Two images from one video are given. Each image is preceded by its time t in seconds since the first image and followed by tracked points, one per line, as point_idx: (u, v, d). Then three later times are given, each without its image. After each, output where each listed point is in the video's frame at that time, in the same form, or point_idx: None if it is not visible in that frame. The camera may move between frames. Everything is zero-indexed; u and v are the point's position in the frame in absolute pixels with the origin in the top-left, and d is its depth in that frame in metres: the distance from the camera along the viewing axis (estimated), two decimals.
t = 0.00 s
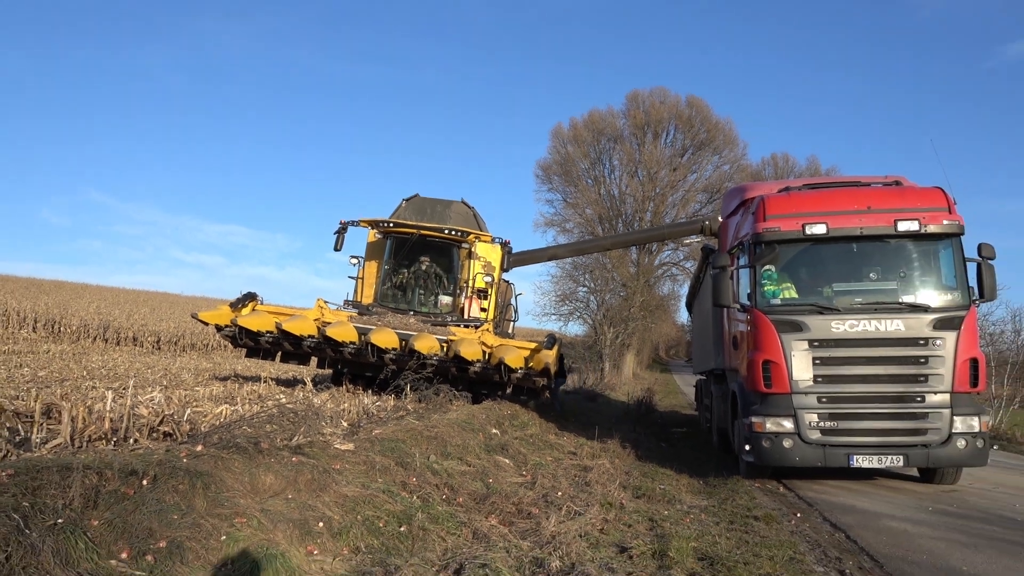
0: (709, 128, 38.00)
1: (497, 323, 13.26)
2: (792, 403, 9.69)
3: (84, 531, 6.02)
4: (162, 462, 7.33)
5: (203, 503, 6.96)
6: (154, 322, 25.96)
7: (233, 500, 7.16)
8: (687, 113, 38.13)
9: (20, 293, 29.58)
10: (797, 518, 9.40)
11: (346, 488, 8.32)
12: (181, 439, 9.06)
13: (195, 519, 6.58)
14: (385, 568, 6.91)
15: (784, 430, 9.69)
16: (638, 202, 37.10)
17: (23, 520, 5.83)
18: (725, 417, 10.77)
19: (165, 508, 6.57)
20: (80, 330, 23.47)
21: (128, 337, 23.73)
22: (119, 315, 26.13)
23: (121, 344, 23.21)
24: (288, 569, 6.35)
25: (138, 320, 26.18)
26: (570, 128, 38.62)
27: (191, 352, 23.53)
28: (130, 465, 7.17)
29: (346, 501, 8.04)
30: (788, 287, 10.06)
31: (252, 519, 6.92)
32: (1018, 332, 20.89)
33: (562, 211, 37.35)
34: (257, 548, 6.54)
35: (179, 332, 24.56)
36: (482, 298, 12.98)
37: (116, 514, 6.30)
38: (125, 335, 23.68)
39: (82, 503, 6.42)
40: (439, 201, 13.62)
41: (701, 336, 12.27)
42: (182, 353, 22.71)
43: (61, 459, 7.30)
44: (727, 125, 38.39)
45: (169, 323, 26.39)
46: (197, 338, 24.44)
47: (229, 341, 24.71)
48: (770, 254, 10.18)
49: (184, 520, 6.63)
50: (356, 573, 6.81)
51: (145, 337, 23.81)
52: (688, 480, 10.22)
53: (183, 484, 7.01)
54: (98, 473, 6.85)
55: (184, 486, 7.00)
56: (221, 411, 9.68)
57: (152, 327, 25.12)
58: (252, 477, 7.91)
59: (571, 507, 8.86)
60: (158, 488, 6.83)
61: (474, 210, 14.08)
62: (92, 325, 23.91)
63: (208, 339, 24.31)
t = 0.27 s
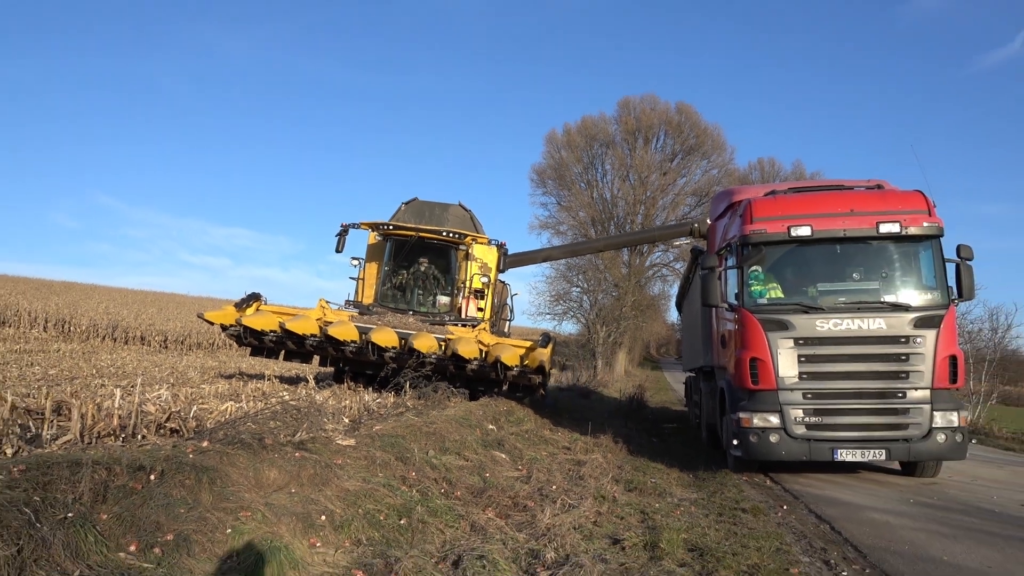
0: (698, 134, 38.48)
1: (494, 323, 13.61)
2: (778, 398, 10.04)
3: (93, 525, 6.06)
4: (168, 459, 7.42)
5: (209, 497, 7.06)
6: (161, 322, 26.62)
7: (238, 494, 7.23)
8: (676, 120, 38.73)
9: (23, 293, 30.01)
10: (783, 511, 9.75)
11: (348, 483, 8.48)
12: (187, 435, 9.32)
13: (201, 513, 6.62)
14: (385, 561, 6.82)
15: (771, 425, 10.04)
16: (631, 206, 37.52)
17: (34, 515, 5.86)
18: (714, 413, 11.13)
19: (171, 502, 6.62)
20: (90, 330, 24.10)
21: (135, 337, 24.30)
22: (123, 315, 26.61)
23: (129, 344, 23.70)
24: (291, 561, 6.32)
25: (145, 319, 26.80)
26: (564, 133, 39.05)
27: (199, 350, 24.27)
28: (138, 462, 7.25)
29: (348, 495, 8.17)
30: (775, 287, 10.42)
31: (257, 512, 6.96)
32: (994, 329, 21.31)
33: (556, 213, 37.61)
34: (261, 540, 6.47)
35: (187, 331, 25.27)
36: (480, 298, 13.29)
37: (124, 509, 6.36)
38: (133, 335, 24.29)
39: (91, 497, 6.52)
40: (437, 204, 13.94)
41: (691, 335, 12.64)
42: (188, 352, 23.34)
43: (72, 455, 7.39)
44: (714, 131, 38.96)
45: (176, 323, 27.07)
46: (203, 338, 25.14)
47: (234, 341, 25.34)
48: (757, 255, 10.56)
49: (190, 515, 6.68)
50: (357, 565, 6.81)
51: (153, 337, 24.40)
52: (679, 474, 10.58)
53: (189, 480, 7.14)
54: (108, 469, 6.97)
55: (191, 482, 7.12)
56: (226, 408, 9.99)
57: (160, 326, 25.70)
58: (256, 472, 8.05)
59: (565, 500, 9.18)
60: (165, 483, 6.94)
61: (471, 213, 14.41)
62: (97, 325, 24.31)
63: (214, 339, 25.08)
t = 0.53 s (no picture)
0: (689, 139, 38.78)
1: (492, 322, 13.95)
2: (768, 394, 10.35)
3: (104, 517, 5.71)
4: (178, 454, 7.04)
5: (217, 492, 6.66)
6: (169, 321, 26.98)
7: (245, 488, 6.86)
8: (669, 125, 38.90)
9: (30, 293, 30.45)
10: (773, 503, 10.07)
11: (351, 477, 8.31)
12: (195, 431, 9.55)
13: (209, 505, 6.30)
14: (386, 553, 6.75)
15: (760, 420, 10.35)
16: (625, 208, 37.94)
17: (47, 507, 5.49)
18: (706, 408, 11.47)
19: (181, 496, 6.25)
20: (100, 328, 24.48)
21: (144, 335, 24.65)
22: (129, 314, 27.01)
23: (137, 343, 24.09)
24: (297, 552, 6.07)
25: (156, 318, 27.21)
26: (559, 138, 39.39)
27: (205, 348, 24.64)
28: (148, 454, 6.88)
29: (352, 489, 7.99)
30: (764, 286, 10.76)
31: (263, 505, 6.67)
32: (976, 328, 21.44)
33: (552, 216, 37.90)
34: (268, 532, 6.21)
35: (195, 330, 25.65)
36: (478, 298, 13.62)
37: (134, 501, 6.01)
38: (142, 333, 24.66)
39: (102, 491, 6.08)
40: (437, 206, 14.26)
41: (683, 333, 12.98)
42: (194, 350, 23.70)
43: (80, 450, 6.94)
44: (705, 137, 39.29)
45: (184, 321, 27.46)
46: (210, 337, 25.54)
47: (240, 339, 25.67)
48: (746, 256, 10.92)
49: (199, 508, 6.33)
50: (360, 557, 6.64)
51: (161, 334, 24.77)
52: (671, 468, 10.92)
53: (198, 474, 6.70)
54: (117, 463, 6.48)
55: (199, 476, 6.68)
56: (233, 405, 10.30)
57: (168, 325, 26.03)
58: (261, 467, 7.76)
59: (562, 493, 9.49)
60: (174, 478, 6.53)
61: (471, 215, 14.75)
62: (103, 325, 24.70)
63: (221, 337, 25.51)
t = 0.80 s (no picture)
0: (686, 141, 38.93)
1: (492, 323, 14.07)
2: (766, 393, 10.46)
3: (109, 518, 5.76)
4: (182, 454, 7.13)
5: (221, 492, 6.73)
6: (172, 323, 27.11)
7: (248, 488, 6.94)
8: (666, 127, 39.15)
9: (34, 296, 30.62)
10: (771, 500, 10.17)
11: (353, 476, 8.41)
12: (199, 431, 9.66)
13: (213, 505, 6.38)
14: (388, 552, 6.84)
15: (758, 419, 10.44)
16: (623, 209, 38.30)
17: (52, 508, 5.54)
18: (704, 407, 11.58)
19: (185, 497, 6.32)
20: (104, 331, 24.58)
21: (148, 336, 24.78)
22: (133, 316, 27.15)
23: (141, 344, 24.23)
24: (300, 552, 6.11)
25: (158, 320, 27.33)
26: (558, 139, 39.50)
27: (208, 350, 24.76)
28: (152, 455, 6.96)
29: (354, 488, 8.09)
30: (761, 286, 10.88)
31: (267, 506, 6.75)
32: (971, 325, 21.67)
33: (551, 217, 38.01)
34: (271, 531, 6.28)
35: (198, 332, 25.76)
36: (478, 298, 13.75)
37: (138, 502, 6.08)
38: (146, 334, 24.78)
39: (107, 492, 6.14)
40: (437, 208, 14.38)
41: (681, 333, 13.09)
42: (198, 351, 23.83)
43: (87, 450, 7.05)
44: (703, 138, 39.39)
45: (187, 323, 27.58)
46: (213, 338, 25.67)
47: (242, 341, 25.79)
48: (744, 256, 11.04)
49: (203, 508, 6.41)
50: (364, 556, 6.71)
51: (164, 336, 24.90)
52: (670, 466, 11.03)
53: (201, 475, 6.76)
54: (122, 464, 6.56)
55: (203, 477, 6.74)
56: (236, 406, 10.40)
57: (172, 327, 26.16)
58: (266, 467, 7.84)
59: (562, 493, 9.58)
60: (178, 478, 6.60)
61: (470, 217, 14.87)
62: (107, 328, 24.84)
63: (224, 339, 25.65)
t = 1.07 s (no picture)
0: (686, 141, 38.95)
1: (493, 323, 14.09)
2: (766, 393, 10.47)
3: (110, 519, 5.78)
4: (183, 455, 7.14)
5: (222, 492, 6.74)
6: (173, 324, 27.15)
7: (249, 489, 6.96)
8: (666, 126, 39.16)
9: (36, 297, 30.66)
10: (772, 500, 10.18)
11: (354, 477, 8.42)
12: (200, 432, 9.68)
13: (214, 507, 6.39)
14: (390, 552, 6.85)
15: (758, 419, 10.45)
16: (623, 210, 38.37)
17: (54, 509, 5.56)
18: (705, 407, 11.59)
19: (186, 498, 6.33)
20: (105, 332, 24.61)
21: (149, 338, 24.81)
22: (134, 317, 27.19)
23: (143, 345, 24.29)
24: (302, 553, 6.12)
25: (159, 321, 27.37)
26: (558, 139, 39.54)
27: (209, 351, 24.80)
28: (153, 456, 6.98)
29: (356, 488, 8.10)
30: (762, 286, 10.89)
31: (268, 507, 6.77)
32: (971, 324, 21.70)
33: (551, 217, 38.05)
34: (272, 532, 6.30)
35: (199, 333, 25.79)
36: (479, 299, 13.76)
37: (140, 503, 6.09)
38: (147, 335, 24.82)
39: (108, 493, 6.16)
40: (438, 208, 14.39)
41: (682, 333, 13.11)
42: (199, 353, 23.86)
43: (89, 451, 7.06)
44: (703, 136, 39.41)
45: (188, 324, 27.62)
46: (214, 339, 25.70)
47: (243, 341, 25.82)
48: (744, 256, 11.06)
49: (204, 509, 6.43)
50: (365, 557, 6.72)
51: (166, 338, 24.93)
52: (671, 466, 11.05)
53: (203, 475, 6.78)
54: (124, 465, 6.58)
55: (204, 478, 6.76)
56: (237, 407, 10.43)
57: (173, 328, 26.19)
58: (268, 467, 7.86)
59: (563, 493, 9.59)
60: (180, 479, 6.61)
61: (471, 217, 14.89)
62: (109, 329, 24.88)
63: (224, 339, 25.67)
